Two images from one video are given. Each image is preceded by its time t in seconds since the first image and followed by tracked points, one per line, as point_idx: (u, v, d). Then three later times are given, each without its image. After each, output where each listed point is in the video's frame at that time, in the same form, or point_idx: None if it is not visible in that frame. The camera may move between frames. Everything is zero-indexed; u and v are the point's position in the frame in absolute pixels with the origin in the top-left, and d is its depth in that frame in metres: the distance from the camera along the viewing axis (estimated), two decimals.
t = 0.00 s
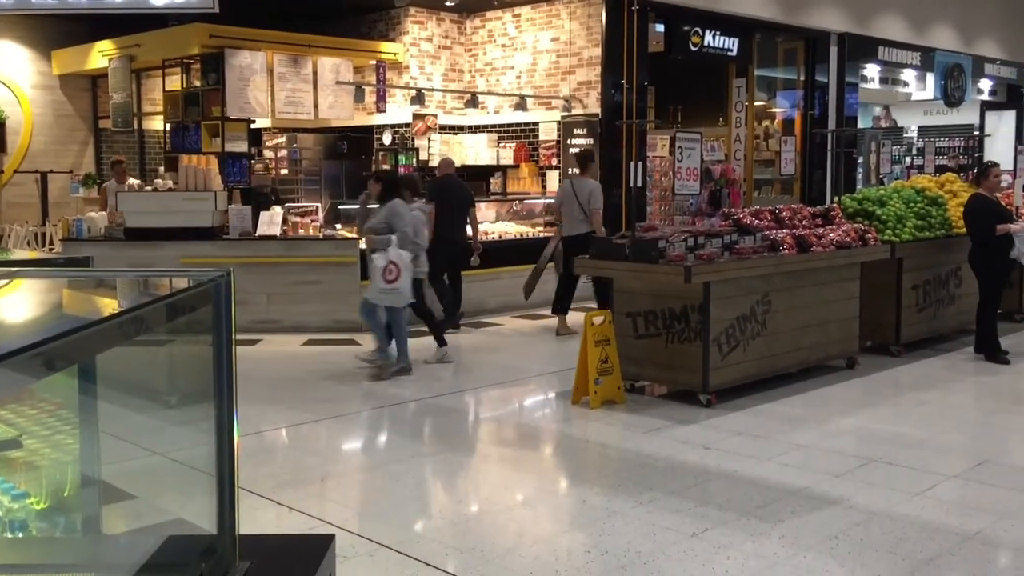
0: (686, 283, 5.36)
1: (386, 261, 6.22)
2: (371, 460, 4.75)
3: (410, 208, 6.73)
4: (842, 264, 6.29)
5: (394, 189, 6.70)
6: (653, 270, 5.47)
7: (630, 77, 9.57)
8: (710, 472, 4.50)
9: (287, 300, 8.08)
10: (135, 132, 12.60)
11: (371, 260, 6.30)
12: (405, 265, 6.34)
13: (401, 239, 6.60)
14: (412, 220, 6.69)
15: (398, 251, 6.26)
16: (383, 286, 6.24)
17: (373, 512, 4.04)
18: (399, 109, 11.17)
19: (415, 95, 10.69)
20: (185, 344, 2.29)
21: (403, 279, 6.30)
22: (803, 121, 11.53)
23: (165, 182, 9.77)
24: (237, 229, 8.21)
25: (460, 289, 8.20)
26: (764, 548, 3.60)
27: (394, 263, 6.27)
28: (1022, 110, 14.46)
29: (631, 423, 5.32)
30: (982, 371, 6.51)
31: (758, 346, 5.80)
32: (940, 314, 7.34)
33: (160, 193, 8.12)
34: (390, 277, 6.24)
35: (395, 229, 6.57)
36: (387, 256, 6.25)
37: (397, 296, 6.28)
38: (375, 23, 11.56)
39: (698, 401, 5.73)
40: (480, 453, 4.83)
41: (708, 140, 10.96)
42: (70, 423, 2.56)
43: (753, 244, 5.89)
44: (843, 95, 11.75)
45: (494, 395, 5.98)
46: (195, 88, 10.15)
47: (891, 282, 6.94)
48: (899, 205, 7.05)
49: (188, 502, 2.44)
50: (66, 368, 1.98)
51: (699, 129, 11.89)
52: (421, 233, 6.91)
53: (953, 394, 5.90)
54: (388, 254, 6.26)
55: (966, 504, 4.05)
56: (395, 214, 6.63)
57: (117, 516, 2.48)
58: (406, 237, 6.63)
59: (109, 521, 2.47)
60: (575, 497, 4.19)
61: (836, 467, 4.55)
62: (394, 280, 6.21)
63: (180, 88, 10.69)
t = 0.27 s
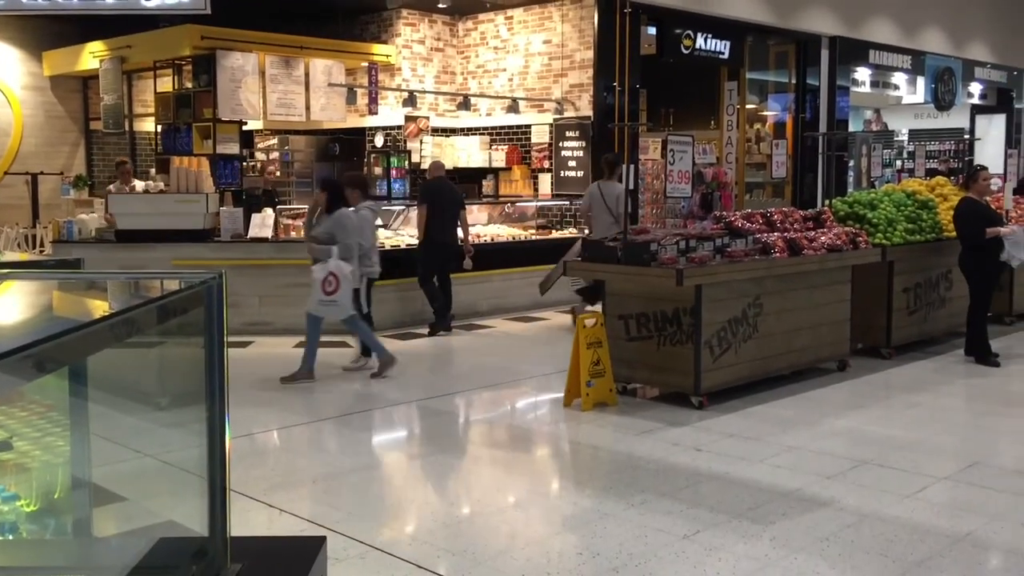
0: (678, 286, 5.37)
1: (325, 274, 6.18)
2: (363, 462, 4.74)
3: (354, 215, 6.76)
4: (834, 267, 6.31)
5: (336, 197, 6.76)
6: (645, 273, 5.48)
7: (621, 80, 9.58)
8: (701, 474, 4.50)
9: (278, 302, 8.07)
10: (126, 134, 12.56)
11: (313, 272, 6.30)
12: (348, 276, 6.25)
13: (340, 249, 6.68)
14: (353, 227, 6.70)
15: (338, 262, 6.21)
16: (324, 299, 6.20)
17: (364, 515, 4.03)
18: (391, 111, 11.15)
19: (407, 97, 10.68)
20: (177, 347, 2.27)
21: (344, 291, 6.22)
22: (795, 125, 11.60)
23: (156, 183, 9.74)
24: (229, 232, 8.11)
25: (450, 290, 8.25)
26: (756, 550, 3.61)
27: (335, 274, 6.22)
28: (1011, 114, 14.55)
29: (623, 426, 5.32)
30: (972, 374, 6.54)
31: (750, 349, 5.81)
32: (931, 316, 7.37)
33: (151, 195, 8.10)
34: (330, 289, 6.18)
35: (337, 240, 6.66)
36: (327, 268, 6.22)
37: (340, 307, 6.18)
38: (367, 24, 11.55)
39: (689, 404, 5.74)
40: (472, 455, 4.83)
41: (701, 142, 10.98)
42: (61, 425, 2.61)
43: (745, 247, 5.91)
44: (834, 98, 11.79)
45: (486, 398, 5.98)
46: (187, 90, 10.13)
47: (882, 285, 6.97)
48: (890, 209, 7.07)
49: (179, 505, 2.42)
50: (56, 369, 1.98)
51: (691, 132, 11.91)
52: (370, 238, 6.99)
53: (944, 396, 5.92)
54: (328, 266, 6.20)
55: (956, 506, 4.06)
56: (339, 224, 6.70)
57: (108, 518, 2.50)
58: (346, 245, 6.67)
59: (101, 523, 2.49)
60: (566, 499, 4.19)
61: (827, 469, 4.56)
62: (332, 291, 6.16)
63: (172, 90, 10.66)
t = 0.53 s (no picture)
0: (670, 288, 5.38)
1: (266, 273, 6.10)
2: (354, 465, 4.74)
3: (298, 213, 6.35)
4: (824, 269, 6.33)
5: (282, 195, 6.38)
6: (637, 275, 5.48)
7: (613, 82, 9.60)
8: (693, 476, 4.51)
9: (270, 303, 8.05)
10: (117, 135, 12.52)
11: (257, 271, 6.21)
12: (291, 272, 6.15)
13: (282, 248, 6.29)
14: (298, 227, 6.30)
15: (280, 259, 6.11)
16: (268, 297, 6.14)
17: (354, 518, 4.02)
18: (382, 113, 11.14)
19: (399, 99, 10.67)
20: (167, 348, 2.29)
21: (288, 286, 6.14)
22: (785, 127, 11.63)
23: (146, 185, 9.71)
24: (221, 233, 8.11)
25: (440, 292, 8.26)
26: (747, 552, 3.62)
27: (277, 271, 6.12)
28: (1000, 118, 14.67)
29: (615, 428, 5.33)
30: (962, 376, 6.57)
31: (741, 351, 5.82)
32: (921, 318, 7.39)
33: (142, 197, 8.08)
34: (273, 286, 6.12)
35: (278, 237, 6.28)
36: (269, 267, 6.12)
37: (285, 304, 6.14)
38: (359, 26, 11.54)
39: (681, 406, 5.74)
40: (464, 457, 4.83)
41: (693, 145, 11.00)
42: (50, 428, 2.55)
43: (736, 249, 5.92)
44: (824, 101, 11.82)
45: (477, 400, 5.97)
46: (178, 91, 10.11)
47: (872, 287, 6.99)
48: (880, 211, 7.10)
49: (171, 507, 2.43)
50: (48, 372, 1.97)
51: (683, 135, 11.93)
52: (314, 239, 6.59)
53: (934, 398, 5.94)
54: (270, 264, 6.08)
55: (946, 508, 4.07)
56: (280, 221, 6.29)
57: (99, 522, 2.50)
58: (290, 245, 6.29)
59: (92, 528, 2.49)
60: (557, 501, 4.19)
61: (818, 471, 4.57)
62: (274, 289, 6.10)
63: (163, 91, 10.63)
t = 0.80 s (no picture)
0: (660, 289, 5.39)
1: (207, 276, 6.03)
2: (344, 466, 4.74)
3: (241, 217, 6.54)
4: (814, 270, 6.35)
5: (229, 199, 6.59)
6: (626, 276, 5.49)
7: (604, 84, 9.60)
8: (682, 477, 4.52)
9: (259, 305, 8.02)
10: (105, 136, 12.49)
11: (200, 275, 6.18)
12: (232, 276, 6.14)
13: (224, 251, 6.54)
14: (239, 231, 6.49)
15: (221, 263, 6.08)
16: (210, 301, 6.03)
17: (344, 519, 4.01)
18: (372, 113, 11.11)
19: (389, 100, 10.67)
20: (156, 349, 2.29)
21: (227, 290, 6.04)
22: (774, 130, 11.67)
23: (135, 186, 9.68)
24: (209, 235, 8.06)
25: (431, 293, 8.26)
26: (736, 552, 3.63)
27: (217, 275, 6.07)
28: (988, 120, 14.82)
29: (605, 429, 5.33)
30: (950, 376, 6.60)
31: (731, 351, 5.84)
32: (910, 319, 7.43)
33: (131, 197, 8.06)
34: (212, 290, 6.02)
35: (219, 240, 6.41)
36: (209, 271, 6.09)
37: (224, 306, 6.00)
38: (350, 27, 11.54)
39: (670, 406, 5.76)
40: (454, 458, 4.84)
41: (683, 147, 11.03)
42: (40, 429, 2.49)
43: (725, 250, 5.94)
44: (814, 103, 11.85)
45: (467, 401, 5.98)
46: (167, 92, 10.08)
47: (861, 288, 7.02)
48: (869, 212, 7.13)
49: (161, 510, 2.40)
50: (35, 373, 1.96)
51: (673, 136, 11.96)
52: (265, 241, 6.68)
53: (922, 398, 5.97)
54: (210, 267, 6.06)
55: (934, 508, 4.10)
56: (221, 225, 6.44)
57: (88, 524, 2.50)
58: (230, 250, 6.48)
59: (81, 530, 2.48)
60: (548, 502, 4.20)
61: (807, 472, 4.59)
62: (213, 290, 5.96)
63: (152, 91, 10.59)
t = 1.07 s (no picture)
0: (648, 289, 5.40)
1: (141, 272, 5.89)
2: (333, 466, 4.73)
3: (186, 212, 6.30)
4: (801, 269, 6.37)
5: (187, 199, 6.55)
6: (615, 276, 5.50)
7: (592, 84, 9.60)
8: (670, 476, 4.52)
9: (246, 305, 7.99)
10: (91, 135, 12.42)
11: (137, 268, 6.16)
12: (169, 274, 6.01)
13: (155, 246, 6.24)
14: (183, 225, 6.24)
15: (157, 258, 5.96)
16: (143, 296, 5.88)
17: (331, 520, 4.00)
18: (360, 113, 11.09)
19: (377, 100, 10.65)
20: (142, 350, 2.28)
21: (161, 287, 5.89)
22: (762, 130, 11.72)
23: (121, 186, 9.63)
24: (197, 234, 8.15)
25: (418, 294, 8.24)
26: (725, 551, 3.63)
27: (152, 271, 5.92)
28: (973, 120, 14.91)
29: (593, 428, 5.34)
30: (936, 375, 6.63)
31: (719, 351, 5.86)
32: (896, 318, 7.47)
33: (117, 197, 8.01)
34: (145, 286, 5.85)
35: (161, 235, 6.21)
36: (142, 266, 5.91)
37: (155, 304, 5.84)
38: (337, 26, 11.52)
39: (659, 406, 5.77)
40: (443, 458, 4.83)
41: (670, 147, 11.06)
42: (23, 431, 2.49)
43: (713, 250, 5.95)
44: (801, 103, 11.88)
45: (455, 401, 5.97)
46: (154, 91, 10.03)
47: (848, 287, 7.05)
48: (856, 212, 7.16)
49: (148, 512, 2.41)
50: (20, 374, 1.95)
51: (660, 136, 11.98)
52: (211, 245, 6.52)
53: (909, 398, 6.00)
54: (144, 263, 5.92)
55: (921, 507, 4.11)
56: (164, 219, 6.22)
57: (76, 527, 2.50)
58: (172, 245, 6.21)
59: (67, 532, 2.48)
60: (536, 502, 4.20)
61: (794, 471, 4.61)
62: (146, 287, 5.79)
63: (138, 91, 10.53)
